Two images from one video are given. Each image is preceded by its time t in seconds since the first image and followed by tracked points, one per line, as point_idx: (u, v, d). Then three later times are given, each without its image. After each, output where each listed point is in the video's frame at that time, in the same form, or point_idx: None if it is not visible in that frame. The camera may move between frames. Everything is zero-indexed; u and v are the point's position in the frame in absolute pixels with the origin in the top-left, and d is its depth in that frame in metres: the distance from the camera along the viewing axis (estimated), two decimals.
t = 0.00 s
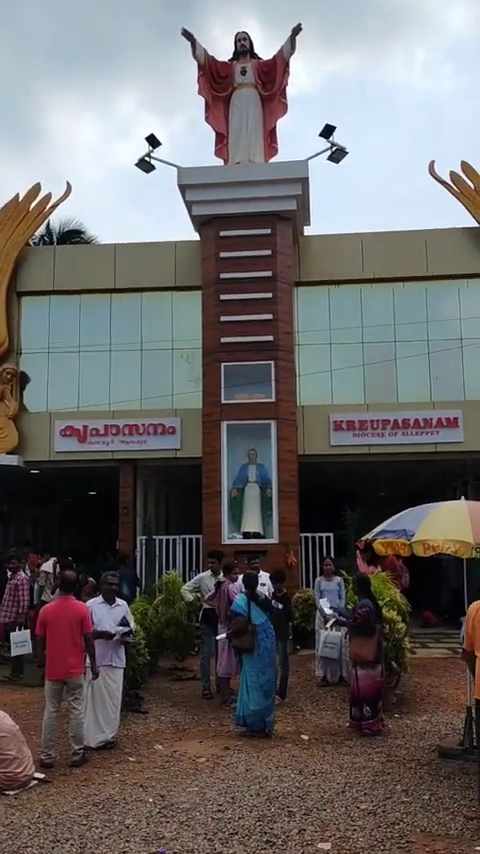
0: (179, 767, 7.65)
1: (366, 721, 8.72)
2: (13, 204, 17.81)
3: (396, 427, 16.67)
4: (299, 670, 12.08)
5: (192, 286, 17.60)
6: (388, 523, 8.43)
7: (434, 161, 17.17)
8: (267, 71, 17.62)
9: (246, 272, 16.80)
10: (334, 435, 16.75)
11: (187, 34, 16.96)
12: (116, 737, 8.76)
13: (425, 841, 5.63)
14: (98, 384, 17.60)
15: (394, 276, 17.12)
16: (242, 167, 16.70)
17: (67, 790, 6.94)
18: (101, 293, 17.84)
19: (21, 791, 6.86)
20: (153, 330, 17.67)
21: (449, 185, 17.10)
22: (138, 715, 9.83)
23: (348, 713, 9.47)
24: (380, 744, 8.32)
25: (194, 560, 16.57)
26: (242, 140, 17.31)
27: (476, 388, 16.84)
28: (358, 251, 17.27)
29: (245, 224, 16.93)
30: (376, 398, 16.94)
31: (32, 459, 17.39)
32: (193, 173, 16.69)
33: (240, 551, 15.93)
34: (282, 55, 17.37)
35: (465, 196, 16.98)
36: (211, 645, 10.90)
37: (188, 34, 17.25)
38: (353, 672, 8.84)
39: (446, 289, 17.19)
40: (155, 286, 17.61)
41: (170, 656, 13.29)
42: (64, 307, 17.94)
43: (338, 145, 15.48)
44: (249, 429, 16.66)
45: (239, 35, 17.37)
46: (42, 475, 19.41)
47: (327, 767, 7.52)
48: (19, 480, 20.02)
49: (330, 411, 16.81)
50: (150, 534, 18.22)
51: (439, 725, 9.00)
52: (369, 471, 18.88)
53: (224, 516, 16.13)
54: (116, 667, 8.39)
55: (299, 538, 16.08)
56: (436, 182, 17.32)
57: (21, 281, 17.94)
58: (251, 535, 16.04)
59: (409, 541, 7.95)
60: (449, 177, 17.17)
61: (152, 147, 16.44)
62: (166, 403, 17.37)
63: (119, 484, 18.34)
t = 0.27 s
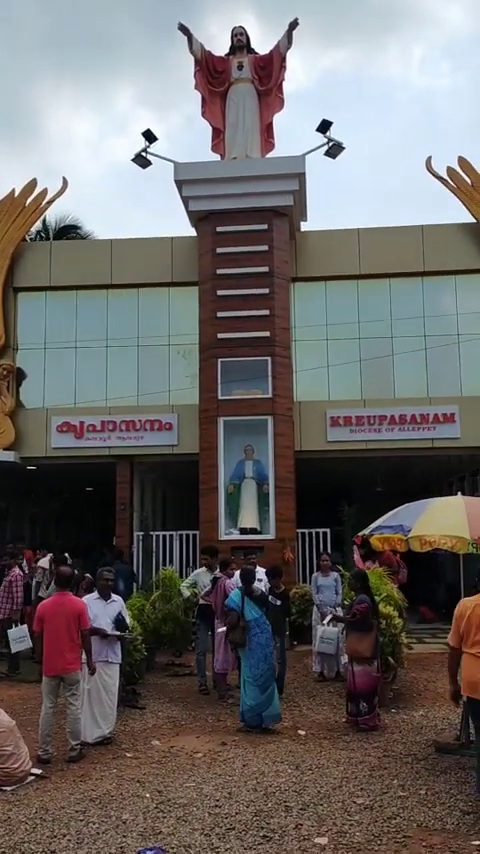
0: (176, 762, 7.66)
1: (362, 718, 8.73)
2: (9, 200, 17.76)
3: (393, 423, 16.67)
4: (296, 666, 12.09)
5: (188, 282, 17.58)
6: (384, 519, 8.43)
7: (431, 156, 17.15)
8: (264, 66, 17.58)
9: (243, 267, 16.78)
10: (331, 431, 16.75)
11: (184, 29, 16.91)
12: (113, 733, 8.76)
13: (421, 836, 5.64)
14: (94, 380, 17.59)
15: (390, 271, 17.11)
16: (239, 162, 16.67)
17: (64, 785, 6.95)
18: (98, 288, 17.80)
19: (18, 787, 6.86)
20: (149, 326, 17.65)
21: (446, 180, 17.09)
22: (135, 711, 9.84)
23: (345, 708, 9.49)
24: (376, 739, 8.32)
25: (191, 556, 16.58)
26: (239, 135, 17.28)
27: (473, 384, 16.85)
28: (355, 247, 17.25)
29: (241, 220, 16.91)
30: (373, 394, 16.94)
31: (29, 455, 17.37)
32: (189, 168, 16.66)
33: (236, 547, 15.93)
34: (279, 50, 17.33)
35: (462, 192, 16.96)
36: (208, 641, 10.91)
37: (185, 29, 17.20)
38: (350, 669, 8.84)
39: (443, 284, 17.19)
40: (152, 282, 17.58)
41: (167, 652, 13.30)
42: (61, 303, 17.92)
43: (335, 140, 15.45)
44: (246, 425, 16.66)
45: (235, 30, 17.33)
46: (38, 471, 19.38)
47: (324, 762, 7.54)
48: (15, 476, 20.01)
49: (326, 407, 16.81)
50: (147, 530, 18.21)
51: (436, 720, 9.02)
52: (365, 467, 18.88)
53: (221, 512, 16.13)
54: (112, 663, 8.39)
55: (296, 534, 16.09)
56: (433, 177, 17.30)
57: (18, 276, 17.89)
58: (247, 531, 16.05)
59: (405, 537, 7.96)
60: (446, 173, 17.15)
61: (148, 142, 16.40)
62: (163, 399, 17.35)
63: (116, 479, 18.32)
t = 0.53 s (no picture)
0: (176, 758, 7.66)
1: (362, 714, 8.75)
2: (8, 196, 17.72)
3: (392, 419, 16.66)
4: (296, 661, 12.09)
5: (188, 278, 17.55)
6: (385, 514, 8.43)
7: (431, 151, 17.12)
8: (263, 61, 17.53)
9: (243, 263, 16.76)
10: (331, 427, 16.74)
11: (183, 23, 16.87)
12: (113, 729, 8.76)
13: (422, 831, 5.64)
14: (94, 376, 17.57)
15: (390, 267, 17.08)
16: (238, 157, 16.63)
17: (64, 781, 6.95)
18: (97, 284, 17.78)
19: (18, 782, 6.86)
20: (149, 322, 17.63)
21: (446, 175, 17.05)
22: (135, 706, 9.84)
23: (345, 704, 9.49)
24: (376, 735, 8.32)
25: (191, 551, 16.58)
26: (238, 131, 17.25)
27: (473, 380, 16.83)
28: (354, 242, 17.22)
29: (241, 215, 16.88)
30: (373, 390, 16.92)
31: (29, 451, 17.36)
32: (189, 164, 16.62)
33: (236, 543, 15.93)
34: (279, 44, 17.29)
35: (462, 187, 16.93)
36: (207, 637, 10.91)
37: (184, 24, 17.15)
38: (349, 665, 8.83)
39: (443, 280, 17.17)
40: (152, 277, 17.55)
41: (167, 648, 13.30)
42: (60, 299, 17.89)
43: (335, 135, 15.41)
44: (246, 421, 16.65)
45: (235, 24, 17.28)
46: (38, 467, 19.38)
47: (324, 757, 7.54)
48: (15, 473, 20.00)
49: (326, 403, 16.80)
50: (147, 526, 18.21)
51: (435, 715, 9.03)
52: (366, 462, 18.87)
53: (221, 508, 16.13)
54: (110, 658, 8.39)
55: (296, 530, 16.09)
56: (433, 172, 17.26)
57: (17, 272, 17.87)
58: (247, 527, 16.05)
59: (405, 533, 7.96)
60: (446, 168, 17.11)
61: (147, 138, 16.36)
62: (163, 395, 17.33)
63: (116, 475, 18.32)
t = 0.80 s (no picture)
0: (178, 756, 7.65)
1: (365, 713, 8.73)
2: (9, 193, 17.69)
3: (395, 416, 16.65)
4: (298, 659, 12.09)
5: (190, 275, 17.53)
6: (387, 511, 8.42)
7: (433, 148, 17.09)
8: (265, 58, 17.51)
9: (245, 261, 16.74)
10: (333, 424, 16.73)
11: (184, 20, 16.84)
12: (115, 726, 8.76)
13: (424, 828, 5.64)
14: (96, 374, 17.56)
15: (392, 264, 17.05)
16: (240, 155, 16.61)
17: (66, 779, 6.95)
18: (99, 282, 17.76)
19: (20, 780, 6.86)
20: (151, 319, 17.61)
21: (448, 172, 17.01)
22: (137, 704, 9.84)
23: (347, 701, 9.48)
24: (378, 733, 8.31)
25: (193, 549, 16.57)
26: (240, 128, 17.22)
27: (475, 377, 16.81)
28: (356, 239, 17.19)
29: (243, 212, 16.86)
30: (375, 387, 16.90)
31: (31, 449, 17.35)
32: (191, 161, 16.61)
33: (238, 540, 15.93)
34: (281, 41, 17.26)
35: (465, 184, 16.89)
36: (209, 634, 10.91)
37: (186, 20, 17.12)
38: (348, 663, 8.84)
39: (445, 277, 17.14)
40: (153, 275, 17.53)
41: (170, 645, 13.30)
42: (62, 297, 17.88)
43: (337, 132, 15.38)
44: (248, 418, 16.64)
45: (236, 21, 17.25)
46: (40, 465, 19.38)
47: (327, 755, 7.54)
48: (17, 470, 20.02)
49: (328, 400, 16.78)
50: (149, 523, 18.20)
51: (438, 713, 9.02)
52: (368, 459, 18.84)
53: (223, 505, 16.13)
54: (110, 655, 8.40)
55: (299, 527, 16.09)
56: (435, 169, 17.22)
57: (19, 270, 17.86)
58: (249, 524, 16.04)
59: (407, 530, 7.97)
60: (449, 165, 17.07)
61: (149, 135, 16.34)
62: (165, 393, 17.32)
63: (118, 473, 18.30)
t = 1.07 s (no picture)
0: (183, 754, 7.66)
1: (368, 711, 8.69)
2: (13, 193, 17.72)
3: (399, 415, 16.64)
4: (303, 657, 12.10)
5: (194, 274, 17.54)
6: (392, 510, 8.43)
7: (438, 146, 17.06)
8: (269, 56, 17.49)
9: (249, 259, 16.74)
10: (338, 423, 16.73)
11: (189, 18, 16.83)
12: (120, 724, 8.78)
13: (429, 826, 5.64)
14: (100, 372, 17.58)
15: (397, 262, 17.03)
16: (245, 153, 16.61)
17: (72, 776, 6.96)
18: (103, 280, 17.77)
19: (25, 778, 6.88)
20: (156, 318, 17.62)
21: (453, 170, 16.98)
22: (142, 702, 9.86)
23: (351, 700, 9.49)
24: (383, 731, 8.31)
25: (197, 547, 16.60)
26: (244, 126, 17.22)
27: None
28: (361, 237, 17.17)
29: (247, 211, 16.85)
30: (380, 386, 16.89)
31: (35, 447, 17.38)
32: (195, 160, 16.60)
33: (243, 538, 15.95)
34: (285, 39, 17.24)
35: (470, 182, 16.86)
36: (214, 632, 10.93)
37: (190, 19, 17.11)
38: (348, 663, 8.78)
39: (450, 275, 17.12)
40: (158, 273, 17.54)
41: (174, 643, 13.32)
42: (66, 296, 17.90)
43: (341, 130, 15.36)
44: (253, 417, 16.65)
45: (241, 20, 17.24)
46: (45, 463, 19.42)
47: (331, 753, 7.54)
48: (22, 469, 20.07)
49: (333, 399, 16.78)
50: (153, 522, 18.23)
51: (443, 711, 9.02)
52: (373, 458, 18.83)
53: (227, 504, 16.14)
54: (112, 653, 8.41)
55: (303, 526, 16.10)
56: (440, 167, 17.20)
57: (24, 269, 17.88)
58: (254, 523, 16.06)
59: (412, 527, 7.96)
60: (454, 162, 17.05)
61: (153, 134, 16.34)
62: (169, 391, 17.34)
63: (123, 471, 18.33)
